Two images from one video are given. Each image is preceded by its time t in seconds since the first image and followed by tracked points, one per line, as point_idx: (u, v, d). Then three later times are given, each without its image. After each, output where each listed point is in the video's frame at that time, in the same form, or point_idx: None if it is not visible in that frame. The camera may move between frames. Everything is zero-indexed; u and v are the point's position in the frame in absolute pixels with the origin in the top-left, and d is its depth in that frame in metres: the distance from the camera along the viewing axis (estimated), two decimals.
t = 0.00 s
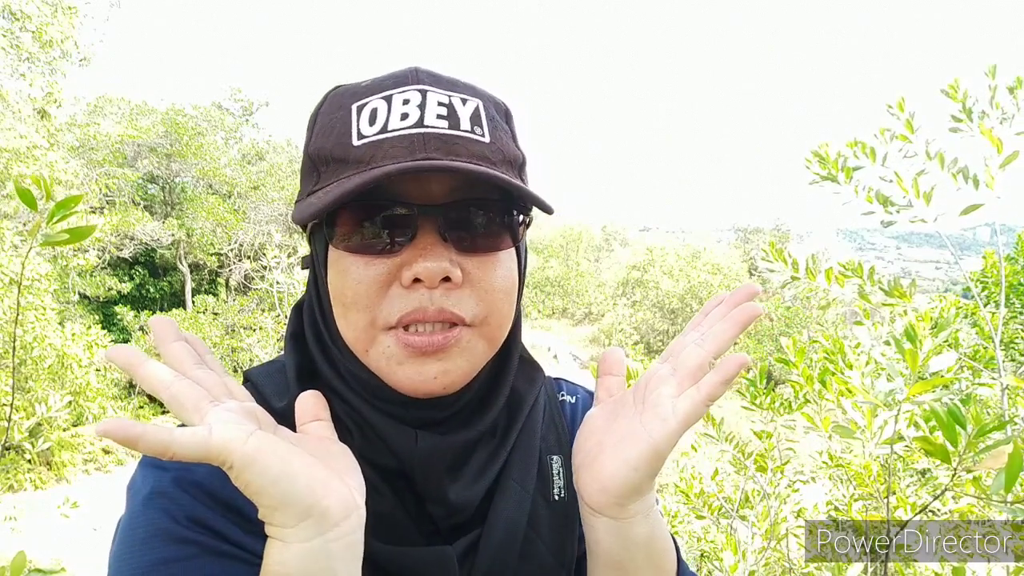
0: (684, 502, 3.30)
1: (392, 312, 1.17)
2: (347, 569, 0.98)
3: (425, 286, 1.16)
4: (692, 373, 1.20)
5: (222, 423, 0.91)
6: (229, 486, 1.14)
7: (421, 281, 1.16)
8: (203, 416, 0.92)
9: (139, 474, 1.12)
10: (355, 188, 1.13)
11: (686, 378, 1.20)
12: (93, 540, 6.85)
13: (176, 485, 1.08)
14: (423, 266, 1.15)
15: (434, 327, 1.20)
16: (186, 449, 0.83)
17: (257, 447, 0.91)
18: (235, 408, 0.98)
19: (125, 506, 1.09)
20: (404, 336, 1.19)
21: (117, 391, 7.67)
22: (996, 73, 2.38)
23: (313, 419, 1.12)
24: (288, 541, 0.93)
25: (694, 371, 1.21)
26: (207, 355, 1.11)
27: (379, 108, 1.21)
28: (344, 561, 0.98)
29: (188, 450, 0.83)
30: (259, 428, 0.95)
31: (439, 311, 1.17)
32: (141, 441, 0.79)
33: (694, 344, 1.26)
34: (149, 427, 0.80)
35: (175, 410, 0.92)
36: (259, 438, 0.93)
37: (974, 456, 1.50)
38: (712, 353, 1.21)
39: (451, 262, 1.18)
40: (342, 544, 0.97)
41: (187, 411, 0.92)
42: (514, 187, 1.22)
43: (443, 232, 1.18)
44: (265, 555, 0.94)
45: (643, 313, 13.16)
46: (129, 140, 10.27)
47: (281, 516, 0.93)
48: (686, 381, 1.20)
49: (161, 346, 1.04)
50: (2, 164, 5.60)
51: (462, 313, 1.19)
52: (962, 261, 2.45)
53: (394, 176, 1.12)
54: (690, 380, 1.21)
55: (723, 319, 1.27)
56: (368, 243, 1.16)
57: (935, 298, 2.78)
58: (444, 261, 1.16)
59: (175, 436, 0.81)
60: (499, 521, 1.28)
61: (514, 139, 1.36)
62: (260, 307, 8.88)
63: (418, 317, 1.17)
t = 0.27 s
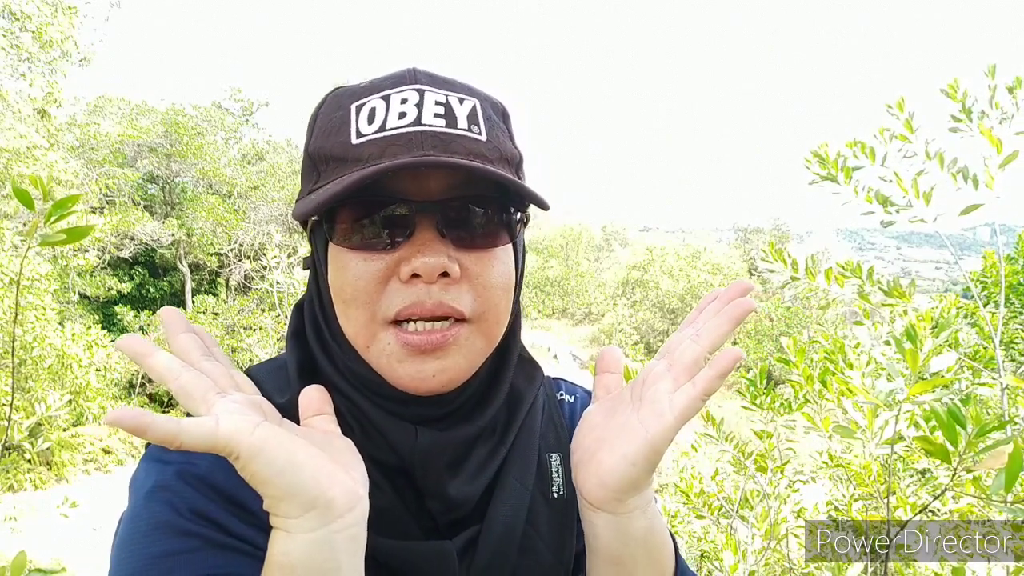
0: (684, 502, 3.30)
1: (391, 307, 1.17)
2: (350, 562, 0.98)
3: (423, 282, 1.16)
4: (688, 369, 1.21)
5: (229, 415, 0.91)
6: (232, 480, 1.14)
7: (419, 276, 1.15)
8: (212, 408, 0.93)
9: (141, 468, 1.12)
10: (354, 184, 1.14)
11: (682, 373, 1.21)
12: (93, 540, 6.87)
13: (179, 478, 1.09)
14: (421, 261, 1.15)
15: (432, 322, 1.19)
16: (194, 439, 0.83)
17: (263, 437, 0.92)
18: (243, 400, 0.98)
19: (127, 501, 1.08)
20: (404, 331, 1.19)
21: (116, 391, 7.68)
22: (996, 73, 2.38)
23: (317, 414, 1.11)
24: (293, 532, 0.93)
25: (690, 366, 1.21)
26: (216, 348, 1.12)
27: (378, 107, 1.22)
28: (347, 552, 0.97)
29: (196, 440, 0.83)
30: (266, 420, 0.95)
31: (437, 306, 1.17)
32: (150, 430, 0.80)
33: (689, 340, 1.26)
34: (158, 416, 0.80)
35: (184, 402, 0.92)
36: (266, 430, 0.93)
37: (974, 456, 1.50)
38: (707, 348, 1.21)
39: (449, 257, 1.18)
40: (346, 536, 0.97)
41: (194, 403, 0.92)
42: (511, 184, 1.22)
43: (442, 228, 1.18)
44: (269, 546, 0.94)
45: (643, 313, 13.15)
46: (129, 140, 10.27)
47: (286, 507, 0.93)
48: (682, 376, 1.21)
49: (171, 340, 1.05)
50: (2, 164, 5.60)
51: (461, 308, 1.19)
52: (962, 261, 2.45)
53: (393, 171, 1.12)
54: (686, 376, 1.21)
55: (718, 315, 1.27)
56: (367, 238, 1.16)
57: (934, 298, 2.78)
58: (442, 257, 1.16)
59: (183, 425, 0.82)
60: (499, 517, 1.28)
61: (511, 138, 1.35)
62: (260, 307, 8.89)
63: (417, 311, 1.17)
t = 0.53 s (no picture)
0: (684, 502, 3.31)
1: (393, 306, 1.17)
2: (353, 561, 0.98)
3: (425, 281, 1.16)
4: (689, 368, 1.21)
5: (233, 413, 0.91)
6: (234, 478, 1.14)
7: (421, 275, 1.16)
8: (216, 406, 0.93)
9: (143, 467, 1.12)
10: (356, 183, 1.14)
11: (683, 373, 1.21)
12: (93, 540, 6.88)
13: (181, 477, 1.08)
14: (423, 259, 1.15)
15: (434, 321, 1.20)
16: (197, 436, 0.83)
17: (267, 435, 0.92)
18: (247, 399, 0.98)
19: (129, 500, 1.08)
20: (406, 329, 1.20)
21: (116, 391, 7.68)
22: (996, 73, 2.38)
23: (319, 412, 1.11)
24: (297, 530, 0.94)
25: (691, 366, 1.21)
26: (220, 346, 1.12)
27: (379, 107, 1.22)
28: (350, 550, 0.97)
29: (200, 437, 0.83)
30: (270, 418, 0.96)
31: (438, 305, 1.17)
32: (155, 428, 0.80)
33: (690, 339, 1.26)
34: (162, 413, 0.80)
35: (188, 399, 0.92)
36: (270, 428, 0.93)
37: (974, 456, 1.50)
38: (708, 348, 1.21)
39: (450, 256, 1.18)
40: (349, 534, 0.97)
41: (197, 399, 0.92)
42: (511, 183, 1.22)
43: (443, 226, 1.18)
44: (272, 543, 0.94)
45: (643, 313, 13.15)
46: (129, 140, 10.27)
47: (289, 505, 0.93)
48: (683, 375, 1.21)
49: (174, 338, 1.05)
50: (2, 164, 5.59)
51: (462, 306, 1.20)
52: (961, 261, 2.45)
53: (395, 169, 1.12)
54: (687, 376, 1.21)
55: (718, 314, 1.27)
56: (368, 236, 1.16)
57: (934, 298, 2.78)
58: (444, 255, 1.16)
59: (187, 423, 0.81)
60: (500, 516, 1.28)
61: (512, 138, 1.35)
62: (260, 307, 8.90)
63: (418, 309, 1.17)
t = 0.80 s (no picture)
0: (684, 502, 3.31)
1: (394, 305, 1.17)
2: (352, 564, 0.98)
3: (426, 280, 1.16)
4: (689, 368, 1.21)
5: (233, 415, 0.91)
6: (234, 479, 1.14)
7: (422, 274, 1.16)
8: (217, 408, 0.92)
9: (143, 467, 1.12)
10: (358, 182, 1.14)
11: (683, 373, 1.21)
12: (93, 540, 6.89)
13: (180, 477, 1.09)
14: (424, 258, 1.15)
15: (434, 320, 1.19)
16: (196, 438, 0.83)
17: (268, 437, 0.92)
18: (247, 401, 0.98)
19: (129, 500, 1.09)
20: (407, 328, 1.20)
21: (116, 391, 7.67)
22: (996, 73, 2.38)
23: (319, 413, 1.12)
24: (297, 532, 0.93)
25: (691, 366, 1.21)
26: (221, 347, 1.12)
27: (382, 106, 1.22)
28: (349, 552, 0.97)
29: (199, 438, 0.83)
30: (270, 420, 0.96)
31: (440, 304, 1.17)
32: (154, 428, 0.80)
33: (688, 338, 1.26)
34: (163, 414, 0.80)
35: (188, 399, 0.92)
36: (270, 431, 0.93)
37: (974, 456, 1.50)
38: (707, 347, 1.21)
39: (451, 255, 1.18)
40: (348, 536, 0.97)
41: (198, 399, 0.92)
42: (509, 181, 1.22)
43: (444, 225, 1.18)
44: (272, 546, 0.94)
45: (643, 313, 13.15)
46: (129, 140, 10.27)
47: (289, 507, 0.93)
48: (683, 375, 1.20)
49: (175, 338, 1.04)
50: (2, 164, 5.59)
51: (463, 306, 1.19)
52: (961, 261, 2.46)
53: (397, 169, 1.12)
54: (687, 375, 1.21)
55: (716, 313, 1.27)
56: (370, 235, 1.16)
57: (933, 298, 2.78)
58: (444, 255, 1.16)
59: (186, 424, 0.81)
60: (500, 516, 1.28)
61: (514, 139, 1.36)
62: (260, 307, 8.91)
63: (420, 309, 1.17)
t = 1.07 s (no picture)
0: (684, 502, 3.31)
1: (380, 298, 1.18)
2: None
3: (415, 277, 1.16)
4: (701, 374, 1.21)
5: (224, 419, 0.91)
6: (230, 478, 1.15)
7: (412, 271, 1.16)
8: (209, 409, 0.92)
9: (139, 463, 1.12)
10: (357, 168, 1.16)
11: (696, 379, 1.21)
12: (92, 539, 6.90)
13: (176, 472, 1.09)
14: (414, 255, 1.15)
15: (420, 317, 1.19)
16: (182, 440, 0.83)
17: (253, 445, 0.91)
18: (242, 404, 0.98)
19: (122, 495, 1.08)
20: (393, 322, 1.19)
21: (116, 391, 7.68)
22: (996, 73, 2.38)
23: (315, 416, 1.12)
24: (275, 544, 0.92)
25: (703, 372, 1.21)
26: (221, 344, 1.12)
27: (401, 103, 1.22)
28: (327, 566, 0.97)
29: (184, 441, 0.83)
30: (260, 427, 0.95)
31: (425, 302, 1.17)
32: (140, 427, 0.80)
33: (700, 344, 1.27)
34: (152, 414, 0.80)
35: (182, 398, 0.92)
36: (260, 440, 0.93)
37: (974, 456, 1.50)
38: (719, 353, 1.21)
39: (443, 255, 1.18)
40: (328, 552, 0.96)
41: (191, 400, 0.92)
42: (518, 197, 1.22)
43: (439, 224, 1.18)
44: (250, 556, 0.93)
45: (643, 313, 13.15)
46: (129, 140, 10.28)
47: (270, 517, 0.92)
48: (695, 381, 1.21)
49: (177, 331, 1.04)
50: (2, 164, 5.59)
51: (449, 307, 1.19)
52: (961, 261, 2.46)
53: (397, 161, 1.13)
54: (699, 381, 1.21)
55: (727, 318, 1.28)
56: (364, 224, 1.18)
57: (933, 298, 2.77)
58: (434, 254, 1.17)
59: (175, 425, 0.81)
60: (499, 511, 1.28)
61: (532, 151, 1.36)
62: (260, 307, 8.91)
63: (404, 304, 1.17)
